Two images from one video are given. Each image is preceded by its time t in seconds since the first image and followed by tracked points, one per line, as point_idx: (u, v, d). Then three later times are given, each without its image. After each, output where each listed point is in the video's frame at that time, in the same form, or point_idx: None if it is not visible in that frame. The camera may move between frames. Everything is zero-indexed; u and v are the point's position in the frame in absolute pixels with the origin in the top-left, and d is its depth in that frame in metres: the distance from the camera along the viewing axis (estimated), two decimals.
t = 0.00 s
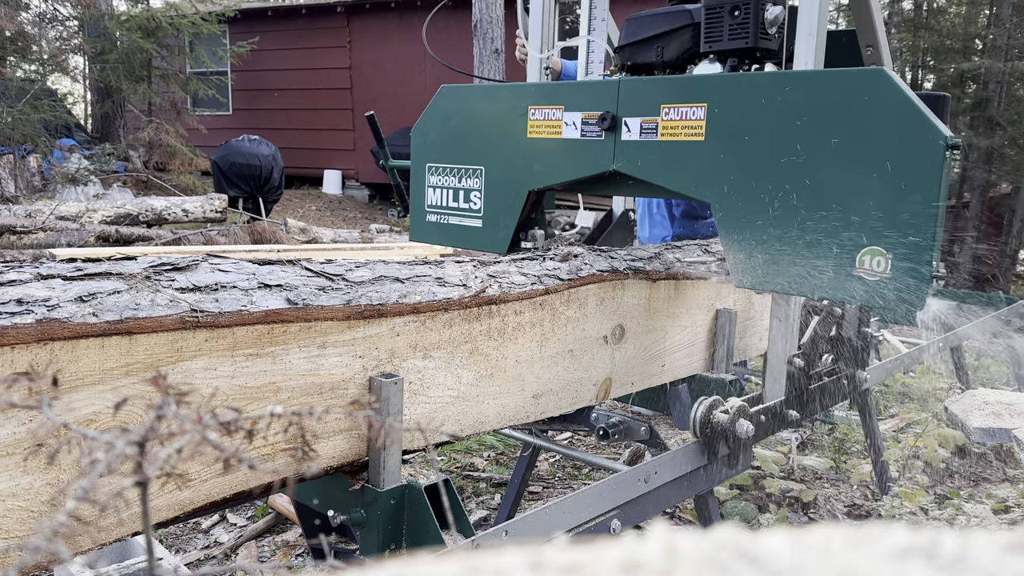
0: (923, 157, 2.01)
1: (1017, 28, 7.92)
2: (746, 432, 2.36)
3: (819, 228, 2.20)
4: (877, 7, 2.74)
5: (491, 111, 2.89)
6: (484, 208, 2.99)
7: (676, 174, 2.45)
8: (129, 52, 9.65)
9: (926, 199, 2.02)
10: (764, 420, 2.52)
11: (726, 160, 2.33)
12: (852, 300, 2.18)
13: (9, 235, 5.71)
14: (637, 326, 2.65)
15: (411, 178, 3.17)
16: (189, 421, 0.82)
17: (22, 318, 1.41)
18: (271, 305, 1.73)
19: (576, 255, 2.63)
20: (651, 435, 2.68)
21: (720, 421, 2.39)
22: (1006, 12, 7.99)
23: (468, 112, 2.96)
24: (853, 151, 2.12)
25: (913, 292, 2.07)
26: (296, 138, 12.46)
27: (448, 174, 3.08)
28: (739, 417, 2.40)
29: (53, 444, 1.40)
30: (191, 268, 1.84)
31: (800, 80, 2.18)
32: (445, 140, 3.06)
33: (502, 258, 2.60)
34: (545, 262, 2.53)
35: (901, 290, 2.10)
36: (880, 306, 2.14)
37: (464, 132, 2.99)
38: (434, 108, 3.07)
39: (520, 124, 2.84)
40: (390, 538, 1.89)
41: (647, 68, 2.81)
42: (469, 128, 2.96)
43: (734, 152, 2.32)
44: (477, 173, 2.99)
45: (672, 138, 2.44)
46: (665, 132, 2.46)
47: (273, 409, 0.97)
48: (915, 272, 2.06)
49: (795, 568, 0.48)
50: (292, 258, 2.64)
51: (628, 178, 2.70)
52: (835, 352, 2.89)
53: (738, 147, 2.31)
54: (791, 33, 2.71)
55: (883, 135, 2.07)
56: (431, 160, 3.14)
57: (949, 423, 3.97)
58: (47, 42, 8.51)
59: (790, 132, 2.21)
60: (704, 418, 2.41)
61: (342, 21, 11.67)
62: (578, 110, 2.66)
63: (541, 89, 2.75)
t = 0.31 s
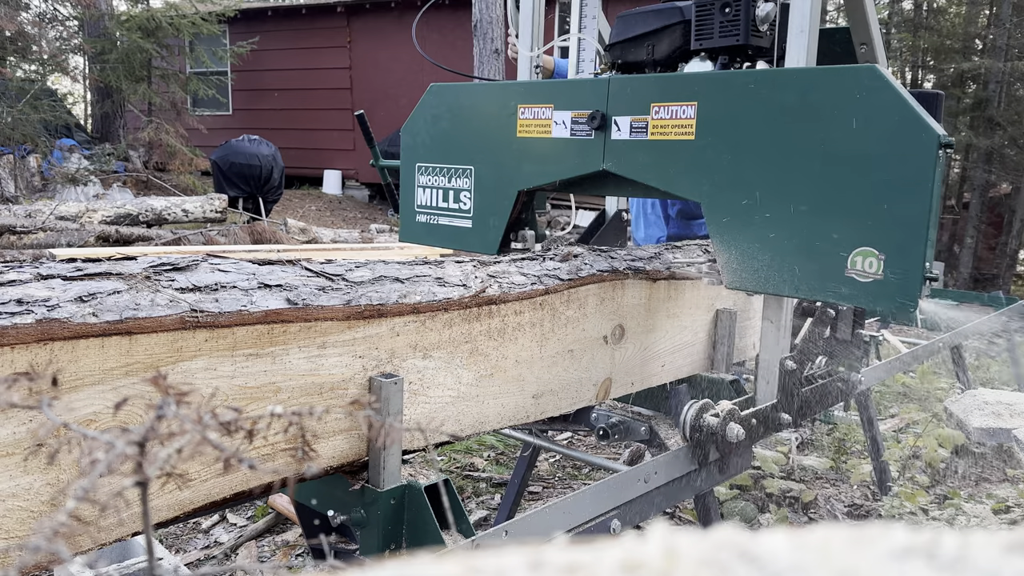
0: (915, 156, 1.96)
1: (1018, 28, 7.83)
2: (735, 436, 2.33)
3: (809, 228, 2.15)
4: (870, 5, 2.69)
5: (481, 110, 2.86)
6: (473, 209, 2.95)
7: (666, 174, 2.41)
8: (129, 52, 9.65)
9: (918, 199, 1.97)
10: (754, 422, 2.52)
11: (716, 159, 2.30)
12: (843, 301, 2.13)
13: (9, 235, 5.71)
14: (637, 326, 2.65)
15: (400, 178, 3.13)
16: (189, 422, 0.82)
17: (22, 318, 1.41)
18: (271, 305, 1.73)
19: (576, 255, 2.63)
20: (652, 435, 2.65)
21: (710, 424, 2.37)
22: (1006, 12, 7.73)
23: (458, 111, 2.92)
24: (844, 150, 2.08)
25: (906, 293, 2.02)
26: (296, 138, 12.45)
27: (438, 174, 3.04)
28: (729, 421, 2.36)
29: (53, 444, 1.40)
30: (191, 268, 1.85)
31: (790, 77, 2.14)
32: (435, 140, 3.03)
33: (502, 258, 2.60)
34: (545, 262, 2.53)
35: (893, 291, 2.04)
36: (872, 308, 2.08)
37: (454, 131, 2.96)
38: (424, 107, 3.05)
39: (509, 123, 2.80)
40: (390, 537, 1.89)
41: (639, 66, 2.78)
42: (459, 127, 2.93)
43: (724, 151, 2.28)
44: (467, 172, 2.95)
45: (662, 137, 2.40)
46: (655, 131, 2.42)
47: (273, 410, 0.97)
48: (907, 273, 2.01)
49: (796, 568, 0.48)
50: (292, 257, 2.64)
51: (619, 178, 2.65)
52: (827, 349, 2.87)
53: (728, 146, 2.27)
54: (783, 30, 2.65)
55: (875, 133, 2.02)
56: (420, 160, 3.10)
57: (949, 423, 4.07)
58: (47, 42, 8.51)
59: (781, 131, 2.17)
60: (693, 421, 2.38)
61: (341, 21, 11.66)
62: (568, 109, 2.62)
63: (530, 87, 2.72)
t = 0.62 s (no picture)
0: (910, 155, 1.93)
1: (1018, 28, 7.80)
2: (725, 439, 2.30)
3: (801, 229, 2.12)
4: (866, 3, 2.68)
5: (469, 108, 2.79)
6: (464, 209, 2.88)
7: (655, 173, 2.36)
8: (129, 52, 9.65)
9: (912, 200, 1.94)
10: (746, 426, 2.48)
11: (706, 158, 2.25)
12: (836, 303, 2.10)
13: (9, 235, 5.71)
14: (637, 326, 2.65)
15: (390, 178, 3.06)
16: (190, 421, 0.82)
17: (22, 318, 1.41)
18: (271, 305, 1.73)
19: (576, 255, 2.63)
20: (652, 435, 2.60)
21: (702, 430, 2.33)
22: (1006, 12, 7.75)
23: (447, 109, 2.85)
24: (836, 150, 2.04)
25: (899, 296, 1.99)
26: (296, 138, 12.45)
27: (428, 174, 2.97)
28: (719, 425, 2.35)
29: (53, 444, 1.40)
30: (191, 268, 1.84)
31: (781, 75, 2.09)
32: (424, 139, 2.96)
33: (502, 258, 2.60)
34: (545, 262, 2.53)
35: (887, 293, 2.02)
36: (865, 310, 2.06)
37: (444, 130, 2.88)
38: (413, 105, 2.97)
39: (499, 121, 2.73)
40: (390, 538, 1.88)
41: (629, 64, 2.72)
42: (449, 126, 2.86)
43: (714, 150, 2.23)
44: (457, 172, 2.88)
45: (653, 136, 2.35)
46: (646, 130, 2.36)
47: (273, 410, 0.97)
48: (901, 274, 1.98)
49: (796, 567, 0.48)
50: (291, 258, 2.64)
51: (611, 179, 2.60)
52: (819, 353, 2.88)
53: (718, 146, 2.22)
54: (773, 29, 2.58)
55: (869, 132, 1.98)
56: (410, 159, 3.03)
57: (948, 421, 4.14)
58: (47, 42, 8.51)
59: (773, 130, 2.12)
60: (684, 427, 2.33)
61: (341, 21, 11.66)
62: (558, 107, 2.56)
63: (519, 85, 2.64)
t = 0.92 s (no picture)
0: (905, 154, 1.88)
1: (1018, 28, 7.79)
2: (718, 445, 2.26)
3: (794, 230, 2.07)
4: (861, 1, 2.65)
5: (459, 107, 2.74)
6: (455, 209, 2.82)
7: (646, 173, 2.32)
8: (129, 52, 9.66)
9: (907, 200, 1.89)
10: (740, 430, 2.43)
11: (697, 158, 2.20)
12: (829, 306, 2.05)
13: (9, 235, 5.71)
14: (637, 326, 2.65)
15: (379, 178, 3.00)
16: (189, 421, 0.82)
17: (22, 318, 1.41)
18: (271, 305, 1.73)
19: (576, 255, 2.63)
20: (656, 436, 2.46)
21: (693, 433, 2.29)
22: (1006, 12, 7.73)
23: (437, 107, 2.81)
24: (829, 149, 1.99)
25: (894, 299, 1.94)
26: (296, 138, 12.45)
27: (418, 173, 2.92)
28: (711, 429, 2.30)
29: (53, 444, 1.40)
30: (191, 268, 1.85)
31: (774, 72, 2.05)
32: (414, 138, 2.90)
33: (502, 258, 2.60)
34: (545, 262, 2.53)
35: (881, 296, 1.96)
36: (858, 313, 2.00)
37: (433, 129, 2.83)
38: (402, 104, 2.92)
39: (490, 120, 2.68)
40: (390, 538, 1.88)
41: (621, 62, 2.72)
42: (439, 125, 2.81)
43: (706, 150, 2.18)
44: (447, 171, 2.83)
45: (644, 135, 2.30)
46: (637, 129, 2.32)
47: (273, 410, 0.97)
48: (896, 276, 1.93)
49: (796, 568, 0.48)
50: (291, 258, 2.64)
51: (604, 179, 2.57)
52: (815, 356, 2.88)
53: (709, 145, 2.18)
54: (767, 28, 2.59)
55: (864, 130, 1.94)
56: (399, 159, 2.98)
57: (949, 422, 4.14)
58: (47, 42, 8.51)
59: (765, 129, 2.08)
60: (675, 430, 2.28)
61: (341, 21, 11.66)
62: (549, 106, 2.51)
63: (510, 83, 2.60)
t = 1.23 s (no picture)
0: (898, 153, 1.88)
1: (1018, 28, 7.78)
2: (709, 449, 2.23)
3: (786, 230, 2.07)
4: None
5: (450, 105, 2.74)
6: (445, 209, 2.82)
7: (637, 172, 2.32)
8: (129, 52, 9.66)
9: (899, 200, 1.89)
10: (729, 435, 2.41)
11: (689, 157, 2.20)
12: (821, 307, 2.04)
13: (9, 235, 5.71)
14: (637, 325, 2.65)
15: (369, 177, 3.00)
16: (190, 421, 0.82)
17: (22, 318, 1.41)
18: (271, 305, 1.73)
19: (576, 255, 2.63)
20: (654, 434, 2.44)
21: (683, 436, 2.24)
22: (1006, 12, 7.72)
23: (427, 106, 2.80)
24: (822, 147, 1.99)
25: (887, 299, 1.94)
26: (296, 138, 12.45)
27: (408, 173, 2.92)
28: (702, 432, 2.27)
29: (53, 444, 1.40)
30: (192, 268, 1.85)
31: (766, 70, 2.04)
32: (404, 137, 2.90)
33: (502, 258, 2.60)
34: (545, 262, 2.53)
35: (873, 296, 1.96)
36: (851, 314, 2.00)
37: (424, 127, 2.83)
38: (392, 102, 2.91)
39: (480, 119, 2.68)
40: (390, 538, 1.89)
41: (613, 60, 2.70)
42: (429, 124, 2.81)
43: (698, 149, 2.18)
44: (437, 171, 2.83)
45: (635, 133, 2.30)
46: (627, 128, 2.32)
47: (273, 410, 0.97)
48: (889, 276, 1.93)
49: (795, 568, 0.48)
50: (290, 258, 2.64)
51: (594, 179, 2.56)
52: (812, 356, 2.88)
53: (701, 144, 2.17)
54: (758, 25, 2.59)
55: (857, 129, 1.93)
56: (390, 158, 2.98)
57: (949, 422, 4.13)
58: (47, 42, 8.51)
59: (757, 127, 2.07)
60: (665, 433, 2.25)
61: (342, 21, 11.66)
62: (539, 105, 2.51)
63: (500, 83, 2.60)
